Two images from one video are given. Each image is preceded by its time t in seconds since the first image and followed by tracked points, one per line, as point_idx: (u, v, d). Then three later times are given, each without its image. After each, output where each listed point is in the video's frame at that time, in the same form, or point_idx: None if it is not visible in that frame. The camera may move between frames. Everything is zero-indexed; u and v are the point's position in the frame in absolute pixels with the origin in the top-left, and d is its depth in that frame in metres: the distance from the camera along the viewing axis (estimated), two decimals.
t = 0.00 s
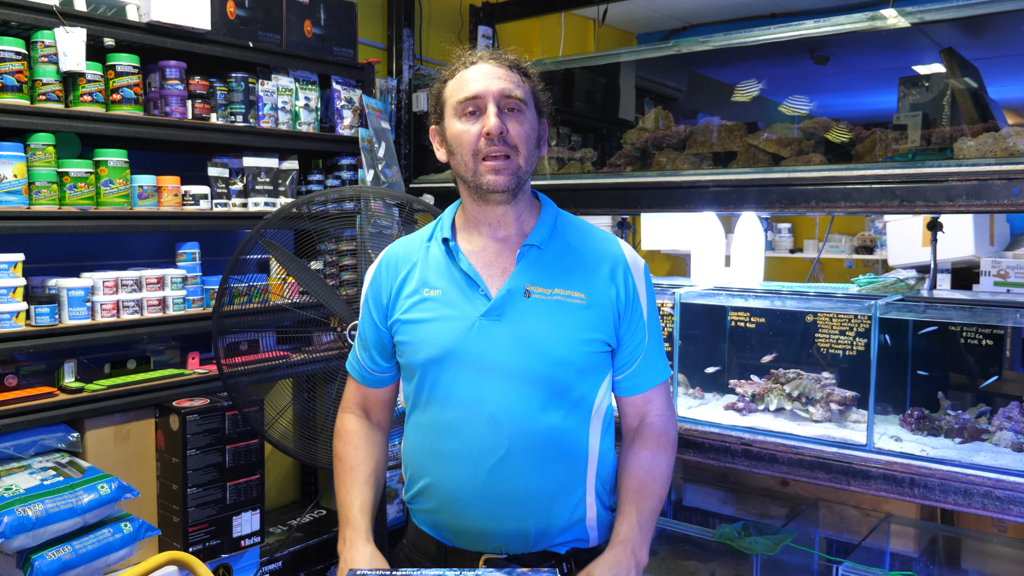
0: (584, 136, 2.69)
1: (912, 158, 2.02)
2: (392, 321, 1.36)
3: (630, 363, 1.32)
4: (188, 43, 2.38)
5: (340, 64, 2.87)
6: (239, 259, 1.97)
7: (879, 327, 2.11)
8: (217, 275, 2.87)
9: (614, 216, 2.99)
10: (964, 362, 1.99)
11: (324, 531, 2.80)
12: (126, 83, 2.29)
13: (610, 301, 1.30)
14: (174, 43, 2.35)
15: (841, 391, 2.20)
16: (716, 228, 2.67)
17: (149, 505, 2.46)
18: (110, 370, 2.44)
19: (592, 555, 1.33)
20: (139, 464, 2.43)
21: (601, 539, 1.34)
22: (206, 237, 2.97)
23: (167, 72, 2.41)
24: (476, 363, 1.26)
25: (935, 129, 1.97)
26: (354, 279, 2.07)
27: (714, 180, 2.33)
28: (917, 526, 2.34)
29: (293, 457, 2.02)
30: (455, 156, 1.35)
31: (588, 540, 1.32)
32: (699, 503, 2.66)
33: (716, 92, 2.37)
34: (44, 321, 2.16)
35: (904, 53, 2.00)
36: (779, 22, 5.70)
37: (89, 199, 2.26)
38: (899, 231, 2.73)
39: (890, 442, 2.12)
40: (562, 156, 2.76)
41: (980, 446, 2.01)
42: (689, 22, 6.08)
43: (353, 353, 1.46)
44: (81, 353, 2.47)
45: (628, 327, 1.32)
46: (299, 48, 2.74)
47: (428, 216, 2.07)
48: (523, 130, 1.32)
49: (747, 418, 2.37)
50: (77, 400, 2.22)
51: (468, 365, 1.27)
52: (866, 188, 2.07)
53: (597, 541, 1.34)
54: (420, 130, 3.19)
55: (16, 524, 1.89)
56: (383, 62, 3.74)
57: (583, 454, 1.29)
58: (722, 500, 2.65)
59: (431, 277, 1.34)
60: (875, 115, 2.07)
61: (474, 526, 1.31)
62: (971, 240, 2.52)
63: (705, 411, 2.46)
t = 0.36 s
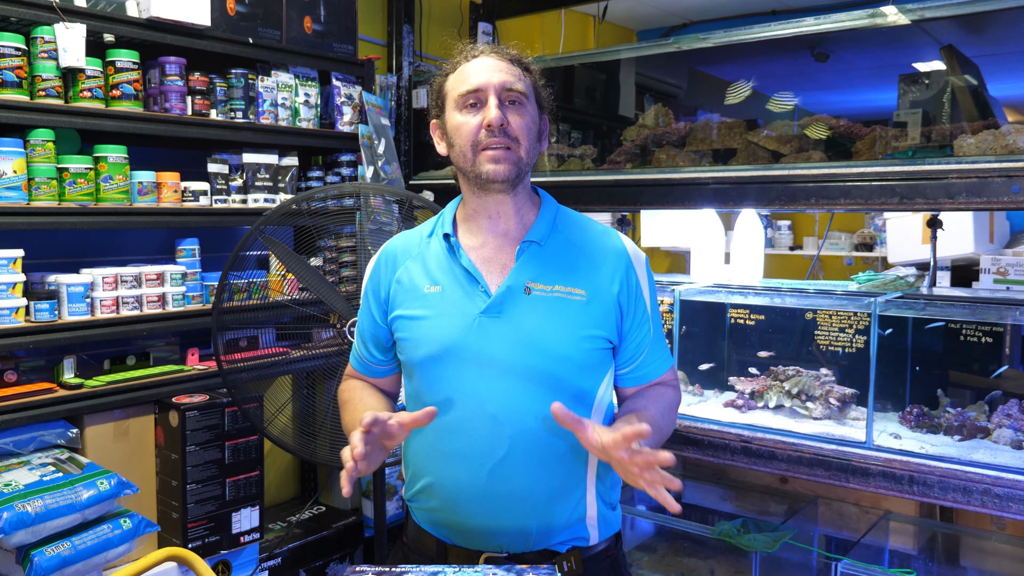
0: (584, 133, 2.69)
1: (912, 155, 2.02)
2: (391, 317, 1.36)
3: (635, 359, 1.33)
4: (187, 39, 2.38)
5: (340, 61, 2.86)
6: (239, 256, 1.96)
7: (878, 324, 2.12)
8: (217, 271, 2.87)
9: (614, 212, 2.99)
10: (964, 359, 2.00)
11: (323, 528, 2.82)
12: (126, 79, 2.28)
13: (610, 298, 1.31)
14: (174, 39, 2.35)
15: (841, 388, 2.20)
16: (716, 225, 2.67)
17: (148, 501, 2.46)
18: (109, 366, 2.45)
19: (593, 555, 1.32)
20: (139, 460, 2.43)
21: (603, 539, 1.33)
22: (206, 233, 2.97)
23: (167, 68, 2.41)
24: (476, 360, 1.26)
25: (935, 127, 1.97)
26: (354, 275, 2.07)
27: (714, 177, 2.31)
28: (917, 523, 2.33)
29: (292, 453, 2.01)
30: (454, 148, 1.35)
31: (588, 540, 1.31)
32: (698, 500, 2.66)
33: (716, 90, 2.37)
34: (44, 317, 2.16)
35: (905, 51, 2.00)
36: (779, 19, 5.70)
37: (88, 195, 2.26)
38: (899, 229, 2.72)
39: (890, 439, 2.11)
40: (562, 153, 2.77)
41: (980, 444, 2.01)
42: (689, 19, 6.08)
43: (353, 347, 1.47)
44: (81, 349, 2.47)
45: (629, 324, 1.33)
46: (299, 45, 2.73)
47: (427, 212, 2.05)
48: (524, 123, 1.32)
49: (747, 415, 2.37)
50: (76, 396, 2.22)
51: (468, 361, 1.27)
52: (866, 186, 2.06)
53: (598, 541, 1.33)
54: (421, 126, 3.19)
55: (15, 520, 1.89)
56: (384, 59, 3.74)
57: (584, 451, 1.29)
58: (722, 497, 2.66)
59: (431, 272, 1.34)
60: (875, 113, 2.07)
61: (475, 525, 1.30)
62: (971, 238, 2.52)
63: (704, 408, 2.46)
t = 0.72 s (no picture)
0: (585, 132, 2.70)
1: (913, 155, 2.02)
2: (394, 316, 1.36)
3: (639, 360, 1.34)
4: (188, 38, 2.38)
5: (340, 60, 2.86)
6: (240, 255, 1.97)
7: (879, 324, 2.12)
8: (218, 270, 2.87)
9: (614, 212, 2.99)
10: (965, 358, 1.99)
11: (324, 526, 2.83)
12: (127, 78, 2.29)
13: (612, 299, 1.31)
14: (175, 38, 2.35)
15: (841, 387, 2.21)
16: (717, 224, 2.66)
17: (149, 500, 2.46)
18: (110, 365, 2.44)
19: (592, 555, 1.32)
20: (140, 459, 2.43)
21: (602, 539, 1.34)
22: (206, 232, 2.97)
23: (168, 68, 2.41)
24: (478, 359, 1.26)
25: (936, 126, 1.97)
26: (354, 274, 2.06)
27: (714, 177, 2.31)
28: (918, 523, 2.33)
29: (292, 452, 2.00)
30: (459, 146, 1.35)
31: (587, 541, 1.32)
32: (699, 500, 2.66)
33: (717, 89, 2.37)
34: (45, 316, 2.16)
35: (906, 50, 2.00)
36: (779, 18, 5.69)
37: (89, 194, 2.26)
38: (899, 229, 2.72)
39: (890, 439, 2.11)
40: (563, 152, 2.76)
41: (981, 443, 2.00)
42: (690, 17, 6.07)
43: (354, 346, 1.46)
44: (82, 348, 2.47)
45: (632, 326, 1.33)
46: (300, 44, 2.74)
47: (428, 212, 2.07)
48: (529, 123, 1.32)
49: (747, 415, 2.37)
50: (77, 395, 2.22)
51: (471, 361, 1.27)
52: (867, 185, 2.06)
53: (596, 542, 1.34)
54: (422, 126, 3.19)
55: (16, 519, 1.89)
56: (384, 58, 3.74)
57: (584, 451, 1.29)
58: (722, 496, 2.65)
59: (434, 271, 1.34)
60: (876, 112, 2.07)
61: (474, 526, 1.30)
62: (971, 237, 2.52)
63: (705, 408, 2.46)
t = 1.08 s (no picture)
0: (586, 132, 2.69)
1: (913, 154, 2.01)
2: (393, 317, 1.36)
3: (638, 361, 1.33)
4: (189, 38, 2.38)
5: (341, 59, 2.86)
6: (241, 254, 1.98)
7: (880, 323, 2.11)
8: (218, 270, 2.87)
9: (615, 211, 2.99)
10: (966, 359, 1.99)
11: (325, 526, 2.82)
12: (128, 77, 2.29)
13: (612, 301, 1.31)
14: (176, 38, 2.35)
15: (842, 387, 2.21)
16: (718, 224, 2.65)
17: (150, 499, 2.46)
18: (110, 365, 2.43)
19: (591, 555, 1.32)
20: (140, 459, 2.43)
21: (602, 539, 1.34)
22: (207, 231, 2.97)
23: (168, 67, 2.41)
24: (478, 362, 1.26)
25: (937, 126, 1.97)
26: (355, 274, 2.04)
27: (715, 176, 2.31)
28: (918, 522, 2.33)
29: (293, 451, 2.02)
30: (462, 144, 1.34)
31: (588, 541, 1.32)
32: (699, 500, 2.66)
33: (718, 88, 2.37)
34: (46, 315, 2.17)
35: (907, 49, 2.00)
36: (781, 17, 5.67)
37: (90, 193, 2.26)
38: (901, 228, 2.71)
39: (891, 439, 2.11)
40: (564, 152, 2.76)
41: (982, 443, 2.00)
42: (691, 16, 6.07)
43: (352, 345, 1.46)
44: (82, 347, 2.47)
45: (632, 326, 1.33)
46: (301, 44, 2.74)
47: (428, 211, 2.08)
48: (534, 125, 1.33)
49: (748, 414, 2.37)
50: (78, 394, 2.22)
51: (471, 364, 1.27)
52: (868, 184, 2.05)
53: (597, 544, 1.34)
54: (422, 125, 3.19)
55: (17, 518, 1.89)
56: (384, 57, 3.74)
57: (585, 452, 1.29)
58: (722, 496, 2.65)
59: (433, 273, 1.34)
60: (878, 111, 2.06)
61: (476, 527, 1.31)
62: (973, 236, 2.52)
63: (706, 407, 2.46)
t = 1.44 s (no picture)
0: (587, 131, 2.69)
1: (914, 154, 2.01)
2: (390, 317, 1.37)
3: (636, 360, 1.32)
4: (190, 38, 2.38)
5: (343, 59, 2.87)
6: (243, 253, 1.97)
7: (882, 324, 2.11)
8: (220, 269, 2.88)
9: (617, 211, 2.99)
10: (968, 359, 1.98)
11: (326, 526, 2.83)
12: (130, 77, 2.29)
13: (608, 299, 1.30)
14: (177, 37, 2.35)
15: (844, 387, 2.20)
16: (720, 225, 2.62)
17: (152, 498, 2.46)
18: (112, 364, 2.43)
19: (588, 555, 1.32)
20: (142, 458, 2.43)
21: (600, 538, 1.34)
22: (209, 231, 2.97)
23: (170, 66, 2.41)
24: (473, 361, 1.26)
25: (939, 126, 1.96)
26: (356, 274, 2.07)
27: (716, 176, 2.31)
28: (920, 523, 2.30)
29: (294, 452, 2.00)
30: (457, 147, 1.35)
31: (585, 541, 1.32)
32: (700, 499, 2.65)
33: (720, 88, 2.36)
34: (48, 315, 2.17)
35: (909, 49, 2.00)
36: (783, 16, 5.66)
37: (92, 193, 2.27)
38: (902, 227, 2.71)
39: (894, 439, 2.12)
40: (565, 151, 2.75)
41: (984, 443, 2.00)
42: (693, 16, 6.06)
43: (351, 345, 1.47)
44: (84, 347, 2.48)
45: (628, 325, 1.32)
46: (302, 43, 2.74)
47: (429, 211, 2.07)
48: (528, 128, 1.32)
49: (750, 414, 2.37)
50: (80, 394, 2.22)
51: (466, 363, 1.27)
52: (869, 184, 2.05)
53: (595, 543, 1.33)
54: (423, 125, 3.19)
55: (19, 517, 1.90)
56: (386, 57, 3.74)
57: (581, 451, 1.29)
58: (724, 496, 2.64)
59: (430, 272, 1.34)
60: (880, 111, 2.06)
61: (473, 526, 1.30)
62: (975, 236, 2.51)
63: (707, 407, 2.46)
